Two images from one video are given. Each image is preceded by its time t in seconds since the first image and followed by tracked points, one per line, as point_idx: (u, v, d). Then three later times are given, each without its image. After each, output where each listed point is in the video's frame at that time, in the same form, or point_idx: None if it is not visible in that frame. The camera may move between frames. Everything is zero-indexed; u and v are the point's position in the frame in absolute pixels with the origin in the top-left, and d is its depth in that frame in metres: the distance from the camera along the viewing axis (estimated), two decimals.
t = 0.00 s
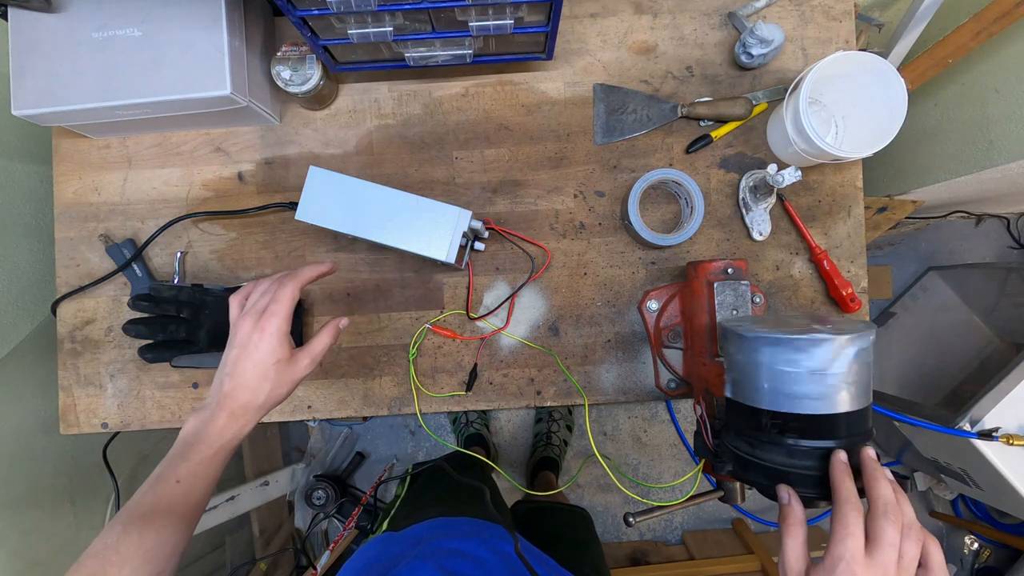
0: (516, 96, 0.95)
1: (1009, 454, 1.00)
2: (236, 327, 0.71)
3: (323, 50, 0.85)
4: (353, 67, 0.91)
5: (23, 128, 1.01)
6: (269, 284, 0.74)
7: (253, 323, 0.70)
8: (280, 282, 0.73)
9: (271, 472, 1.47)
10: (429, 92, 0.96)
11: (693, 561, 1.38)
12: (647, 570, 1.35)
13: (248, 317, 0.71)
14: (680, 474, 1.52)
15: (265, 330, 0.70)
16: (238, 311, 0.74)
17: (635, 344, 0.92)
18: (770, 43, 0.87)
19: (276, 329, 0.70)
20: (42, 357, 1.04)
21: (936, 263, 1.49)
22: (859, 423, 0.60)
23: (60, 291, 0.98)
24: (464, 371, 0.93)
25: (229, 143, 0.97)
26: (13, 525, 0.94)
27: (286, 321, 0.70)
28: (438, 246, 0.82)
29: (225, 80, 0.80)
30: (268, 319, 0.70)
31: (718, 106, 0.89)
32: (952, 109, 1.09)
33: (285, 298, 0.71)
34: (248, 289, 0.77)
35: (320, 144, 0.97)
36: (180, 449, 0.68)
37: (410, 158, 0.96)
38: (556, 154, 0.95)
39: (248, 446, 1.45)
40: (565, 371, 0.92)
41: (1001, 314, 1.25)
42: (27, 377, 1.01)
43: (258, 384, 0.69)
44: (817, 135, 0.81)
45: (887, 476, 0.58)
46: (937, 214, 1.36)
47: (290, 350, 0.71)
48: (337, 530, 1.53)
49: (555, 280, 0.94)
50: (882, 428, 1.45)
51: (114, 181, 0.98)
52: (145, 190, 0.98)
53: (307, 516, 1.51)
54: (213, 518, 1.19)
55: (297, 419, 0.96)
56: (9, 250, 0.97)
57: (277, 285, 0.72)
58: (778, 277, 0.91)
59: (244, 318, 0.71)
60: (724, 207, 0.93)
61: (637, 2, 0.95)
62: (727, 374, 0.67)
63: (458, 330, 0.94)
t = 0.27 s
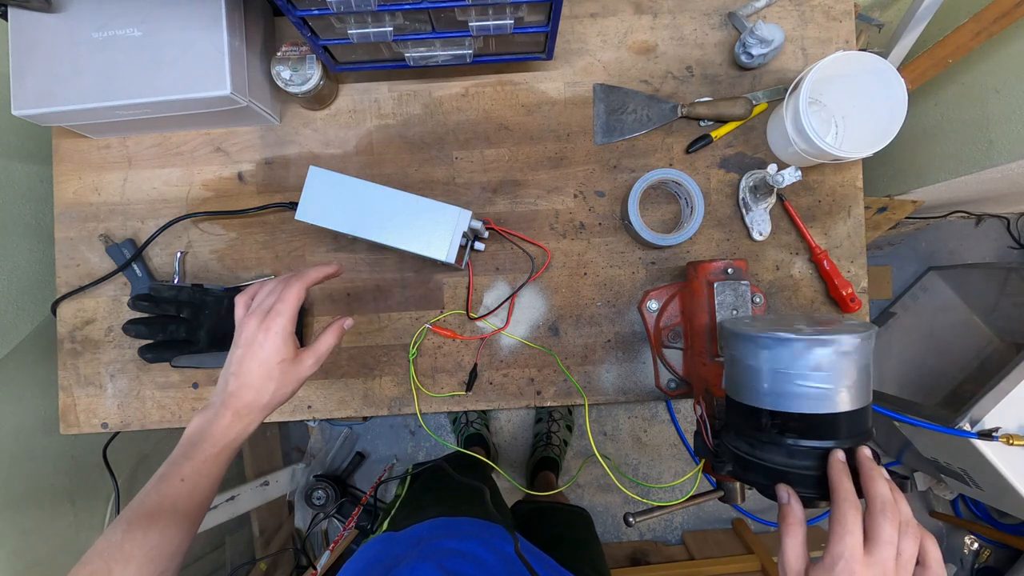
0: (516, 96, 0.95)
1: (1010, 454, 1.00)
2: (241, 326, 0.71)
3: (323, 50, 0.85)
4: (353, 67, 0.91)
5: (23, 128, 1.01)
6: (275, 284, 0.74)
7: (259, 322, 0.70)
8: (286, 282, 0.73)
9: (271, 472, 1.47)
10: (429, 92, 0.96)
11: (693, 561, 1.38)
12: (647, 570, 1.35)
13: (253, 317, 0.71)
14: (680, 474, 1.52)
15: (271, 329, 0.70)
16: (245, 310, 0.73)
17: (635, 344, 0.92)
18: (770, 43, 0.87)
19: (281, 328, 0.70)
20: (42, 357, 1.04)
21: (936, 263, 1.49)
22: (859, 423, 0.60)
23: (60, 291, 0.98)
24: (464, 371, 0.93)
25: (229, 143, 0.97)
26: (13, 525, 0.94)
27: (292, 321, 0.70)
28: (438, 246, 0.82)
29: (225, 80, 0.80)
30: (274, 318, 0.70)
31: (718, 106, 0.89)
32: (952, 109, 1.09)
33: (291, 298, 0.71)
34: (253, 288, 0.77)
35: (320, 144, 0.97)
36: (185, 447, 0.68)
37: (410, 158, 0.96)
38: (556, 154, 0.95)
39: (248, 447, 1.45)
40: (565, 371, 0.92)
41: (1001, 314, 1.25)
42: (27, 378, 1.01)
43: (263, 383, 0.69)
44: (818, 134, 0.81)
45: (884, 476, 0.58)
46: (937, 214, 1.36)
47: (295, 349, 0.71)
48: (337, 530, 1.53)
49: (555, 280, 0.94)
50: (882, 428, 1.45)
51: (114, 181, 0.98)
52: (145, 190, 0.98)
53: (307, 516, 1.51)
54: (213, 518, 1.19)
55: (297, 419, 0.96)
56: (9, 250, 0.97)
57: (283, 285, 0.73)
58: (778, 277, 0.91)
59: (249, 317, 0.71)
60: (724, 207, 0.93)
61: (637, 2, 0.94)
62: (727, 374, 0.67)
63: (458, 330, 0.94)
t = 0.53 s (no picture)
0: (516, 96, 0.95)
1: (1009, 454, 1.00)
2: (236, 325, 0.71)
3: (323, 50, 0.85)
4: (353, 67, 0.91)
5: (23, 129, 1.00)
6: (270, 282, 0.74)
7: (254, 321, 0.70)
8: (281, 280, 0.73)
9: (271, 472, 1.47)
10: (429, 92, 0.96)
11: (693, 561, 1.38)
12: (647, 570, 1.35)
13: (249, 316, 0.71)
14: (680, 474, 1.52)
15: (266, 327, 0.70)
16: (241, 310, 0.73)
17: (635, 344, 0.92)
18: (770, 43, 0.87)
19: (277, 326, 0.70)
20: (43, 357, 1.04)
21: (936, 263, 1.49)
22: (859, 423, 0.60)
23: (60, 291, 0.98)
24: (464, 371, 0.93)
25: (229, 143, 0.97)
26: (13, 525, 0.94)
27: (287, 318, 0.70)
28: (438, 245, 0.82)
29: (225, 80, 0.80)
30: (270, 317, 0.70)
31: (718, 106, 0.89)
32: (952, 109, 1.09)
33: (287, 297, 0.71)
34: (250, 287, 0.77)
35: (320, 144, 0.97)
36: (182, 445, 0.68)
37: (410, 158, 0.96)
38: (556, 154, 0.95)
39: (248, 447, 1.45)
40: (565, 371, 0.92)
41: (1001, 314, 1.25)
42: (27, 378, 1.01)
43: (259, 381, 0.69)
44: (817, 134, 0.81)
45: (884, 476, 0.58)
46: (937, 214, 1.36)
47: (291, 347, 0.71)
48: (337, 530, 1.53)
49: (555, 280, 0.94)
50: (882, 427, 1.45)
51: (114, 181, 0.98)
52: (145, 190, 0.98)
53: (307, 515, 1.51)
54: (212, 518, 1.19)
55: (297, 419, 0.96)
56: (9, 250, 0.97)
57: (279, 284, 0.73)
58: (778, 277, 0.91)
59: (245, 316, 0.71)
60: (724, 207, 0.93)
61: (637, 2, 0.94)
62: (727, 374, 0.67)
63: (458, 330, 0.94)
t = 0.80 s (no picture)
0: (516, 96, 0.95)
1: (1009, 454, 1.00)
2: (236, 323, 0.71)
3: (323, 50, 0.85)
4: (353, 67, 0.91)
5: (24, 129, 1.01)
6: (269, 280, 0.74)
7: (253, 319, 0.71)
8: (281, 278, 0.73)
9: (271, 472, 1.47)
10: (429, 92, 0.96)
11: (693, 561, 1.38)
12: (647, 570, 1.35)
13: (248, 313, 0.71)
14: (680, 474, 1.52)
15: (265, 325, 0.70)
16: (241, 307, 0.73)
17: (635, 344, 0.92)
18: (770, 43, 0.87)
19: (276, 324, 0.70)
20: (43, 357, 1.04)
21: (936, 263, 1.49)
22: (859, 423, 0.60)
23: (60, 291, 0.98)
24: (464, 371, 0.93)
25: (229, 143, 0.97)
26: (13, 525, 0.94)
27: (286, 316, 0.70)
28: (438, 245, 0.82)
29: (225, 80, 0.80)
30: (269, 314, 0.70)
31: (718, 106, 0.89)
32: (952, 109, 1.09)
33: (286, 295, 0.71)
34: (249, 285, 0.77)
35: (320, 144, 0.97)
36: (180, 443, 0.68)
37: (410, 158, 0.96)
38: (556, 154, 0.95)
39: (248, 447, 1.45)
40: (565, 371, 0.92)
41: (1001, 314, 1.25)
42: (27, 378, 1.01)
43: (258, 378, 0.69)
44: (818, 134, 0.81)
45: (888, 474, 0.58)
46: (937, 214, 1.36)
47: (290, 344, 0.71)
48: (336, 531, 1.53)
49: (555, 280, 0.94)
50: (882, 427, 1.45)
51: (114, 181, 0.98)
52: (145, 190, 0.98)
53: (307, 516, 1.51)
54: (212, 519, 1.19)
55: (297, 419, 0.96)
56: (9, 250, 0.97)
57: (278, 282, 0.73)
58: (778, 277, 0.91)
59: (244, 314, 0.71)
60: (724, 207, 0.93)
61: (637, 2, 0.94)
62: (727, 375, 0.67)
63: (458, 330, 0.94)
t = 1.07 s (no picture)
0: (516, 96, 0.95)
1: (1009, 454, 1.00)
2: (235, 322, 0.71)
3: (323, 50, 0.85)
4: (353, 67, 0.91)
5: (24, 129, 1.01)
6: (269, 279, 0.74)
7: (253, 318, 0.71)
8: (280, 278, 0.73)
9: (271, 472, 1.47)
10: (429, 92, 0.96)
11: (693, 561, 1.38)
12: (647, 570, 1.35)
13: (248, 312, 0.71)
14: (680, 474, 1.52)
15: (265, 323, 0.70)
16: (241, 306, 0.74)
17: (635, 344, 0.92)
18: (770, 43, 0.87)
19: (276, 323, 0.70)
20: (43, 357, 1.04)
21: (936, 263, 1.49)
22: (859, 422, 0.60)
23: (60, 291, 0.98)
24: (464, 371, 0.93)
25: (229, 143, 0.97)
26: (13, 525, 0.93)
27: (286, 316, 0.70)
28: (438, 245, 0.82)
29: (225, 80, 0.80)
30: (269, 313, 0.70)
31: (718, 106, 0.89)
32: (952, 109, 1.08)
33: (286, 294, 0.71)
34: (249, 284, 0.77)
35: (320, 144, 0.97)
36: (180, 442, 0.68)
37: (410, 158, 0.96)
38: (556, 154, 0.95)
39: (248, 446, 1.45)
40: (565, 371, 0.92)
41: (1001, 314, 1.25)
42: (27, 378, 1.01)
43: (258, 377, 0.69)
44: (817, 134, 0.81)
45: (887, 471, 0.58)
46: (937, 214, 1.36)
47: (289, 343, 0.71)
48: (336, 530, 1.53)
49: (555, 280, 0.94)
50: (882, 427, 1.45)
51: (114, 181, 0.98)
52: (145, 190, 0.98)
53: (307, 515, 1.51)
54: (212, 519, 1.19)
55: (297, 419, 0.96)
56: (9, 250, 0.97)
57: (278, 281, 0.73)
58: (778, 277, 0.91)
59: (244, 313, 0.71)
60: (724, 207, 0.93)
61: (637, 2, 0.94)
62: (727, 375, 0.67)
63: (458, 330, 0.94)
